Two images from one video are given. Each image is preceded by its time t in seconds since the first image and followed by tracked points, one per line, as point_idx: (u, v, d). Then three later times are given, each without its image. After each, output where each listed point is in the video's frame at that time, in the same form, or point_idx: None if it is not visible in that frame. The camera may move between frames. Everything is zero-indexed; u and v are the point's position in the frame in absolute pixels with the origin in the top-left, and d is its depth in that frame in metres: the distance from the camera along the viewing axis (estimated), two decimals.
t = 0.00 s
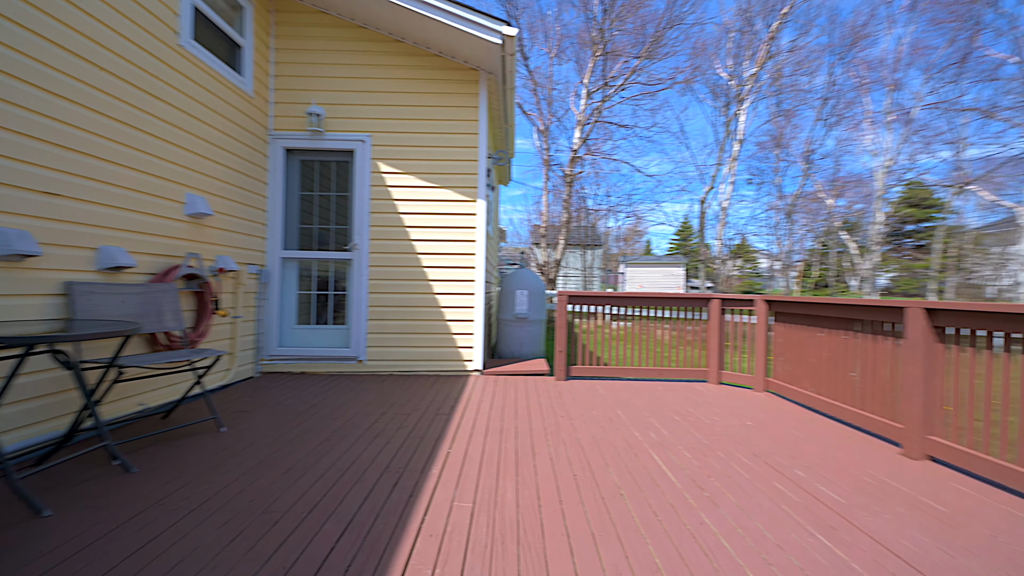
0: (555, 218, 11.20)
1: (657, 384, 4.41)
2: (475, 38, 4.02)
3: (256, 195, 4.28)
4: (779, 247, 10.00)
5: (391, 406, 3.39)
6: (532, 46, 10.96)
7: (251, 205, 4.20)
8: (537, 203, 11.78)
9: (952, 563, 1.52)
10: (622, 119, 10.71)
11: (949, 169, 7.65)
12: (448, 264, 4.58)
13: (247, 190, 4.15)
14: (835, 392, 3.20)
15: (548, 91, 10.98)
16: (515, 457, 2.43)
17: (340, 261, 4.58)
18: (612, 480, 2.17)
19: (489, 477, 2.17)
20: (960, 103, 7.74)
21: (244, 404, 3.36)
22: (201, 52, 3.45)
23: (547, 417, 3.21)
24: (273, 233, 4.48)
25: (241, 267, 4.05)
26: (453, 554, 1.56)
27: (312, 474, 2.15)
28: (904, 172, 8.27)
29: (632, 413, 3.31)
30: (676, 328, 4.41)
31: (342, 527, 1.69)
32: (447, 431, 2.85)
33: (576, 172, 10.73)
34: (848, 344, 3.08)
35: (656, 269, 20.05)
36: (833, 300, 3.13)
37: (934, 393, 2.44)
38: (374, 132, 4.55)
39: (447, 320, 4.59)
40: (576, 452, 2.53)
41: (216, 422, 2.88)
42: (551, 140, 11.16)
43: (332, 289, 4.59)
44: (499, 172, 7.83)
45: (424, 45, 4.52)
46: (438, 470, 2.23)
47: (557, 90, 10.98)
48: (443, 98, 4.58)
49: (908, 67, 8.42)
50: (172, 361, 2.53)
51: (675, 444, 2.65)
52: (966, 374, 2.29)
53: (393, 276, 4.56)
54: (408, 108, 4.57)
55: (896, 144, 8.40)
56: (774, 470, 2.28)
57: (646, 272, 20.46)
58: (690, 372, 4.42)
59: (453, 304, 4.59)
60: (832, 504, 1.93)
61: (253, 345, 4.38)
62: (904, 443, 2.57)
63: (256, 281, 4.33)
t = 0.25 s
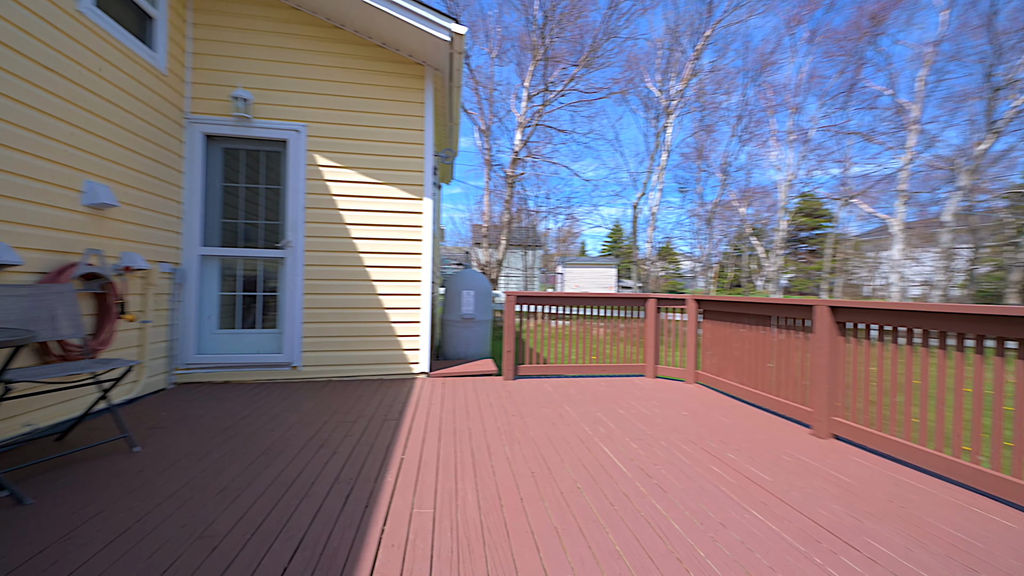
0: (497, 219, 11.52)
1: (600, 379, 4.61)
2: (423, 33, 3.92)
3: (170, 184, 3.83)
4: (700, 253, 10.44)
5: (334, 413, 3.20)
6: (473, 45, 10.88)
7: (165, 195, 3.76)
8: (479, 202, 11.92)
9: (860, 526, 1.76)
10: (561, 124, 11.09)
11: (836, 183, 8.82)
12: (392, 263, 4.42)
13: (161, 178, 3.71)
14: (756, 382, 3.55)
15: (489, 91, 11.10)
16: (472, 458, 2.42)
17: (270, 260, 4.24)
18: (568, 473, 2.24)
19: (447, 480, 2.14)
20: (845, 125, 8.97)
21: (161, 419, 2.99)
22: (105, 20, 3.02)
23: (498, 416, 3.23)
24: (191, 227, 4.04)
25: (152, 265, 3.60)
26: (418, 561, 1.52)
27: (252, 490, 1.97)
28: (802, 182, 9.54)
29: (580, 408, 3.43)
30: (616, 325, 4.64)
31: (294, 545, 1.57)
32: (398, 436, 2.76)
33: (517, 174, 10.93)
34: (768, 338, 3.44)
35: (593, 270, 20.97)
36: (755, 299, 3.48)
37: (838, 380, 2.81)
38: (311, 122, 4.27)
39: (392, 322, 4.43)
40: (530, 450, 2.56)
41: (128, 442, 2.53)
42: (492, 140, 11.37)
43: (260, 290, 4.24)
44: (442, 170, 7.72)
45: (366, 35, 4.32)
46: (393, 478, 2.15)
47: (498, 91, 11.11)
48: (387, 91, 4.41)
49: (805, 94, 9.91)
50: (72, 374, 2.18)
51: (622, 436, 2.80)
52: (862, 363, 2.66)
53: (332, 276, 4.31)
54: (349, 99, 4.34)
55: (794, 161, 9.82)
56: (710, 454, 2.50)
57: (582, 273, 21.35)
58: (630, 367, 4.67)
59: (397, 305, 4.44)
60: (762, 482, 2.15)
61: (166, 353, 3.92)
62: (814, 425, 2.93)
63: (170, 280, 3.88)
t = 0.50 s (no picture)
0: (439, 218, 11.17)
1: (548, 376, 4.73)
2: (370, 22, 3.77)
3: (66, 168, 3.31)
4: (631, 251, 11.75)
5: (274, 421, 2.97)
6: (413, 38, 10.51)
7: (59, 180, 3.24)
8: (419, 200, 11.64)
9: (789, 497, 2.00)
10: (503, 125, 11.02)
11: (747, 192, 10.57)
12: (334, 262, 4.19)
13: (55, 160, 3.19)
14: (691, 374, 3.86)
15: (430, 87, 10.87)
16: (432, 461, 2.38)
17: (190, 256, 3.80)
18: (530, 469, 2.29)
19: (410, 485, 2.08)
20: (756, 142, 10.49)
21: (60, 439, 2.58)
22: None
23: (453, 417, 3.20)
24: (92, 219, 3.51)
25: (43, 261, 3.08)
26: (391, 569, 1.47)
27: (190, 510, 1.78)
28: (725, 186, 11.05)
29: (533, 406, 3.50)
30: (564, 324, 4.77)
31: (251, 565, 1.45)
32: (350, 443, 2.63)
33: (459, 172, 10.63)
34: (701, 334, 3.75)
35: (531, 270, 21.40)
36: (690, 298, 3.78)
37: (761, 370, 3.14)
38: (241, 107, 3.91)
39: (334, 323, 4.20)
40: (491, 448, 2.57)
41: (21, 468, 2.15)
42: (433, 136, 11.08)
43: (179, 290, 3.79)
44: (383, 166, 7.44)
45: (305, 18, 4.05)
46: (351, 486, 2.06)
47: (439, 87, 10.93)
48: (328, 79, 4.17)
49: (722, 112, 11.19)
50: None
51: (577, 429, 2.91)
52: (782, 354, 3.00)
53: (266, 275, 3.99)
54: (285, 85, 4.04)
55: (713, 172, 11.18)
56: (658, 442, 2.68)
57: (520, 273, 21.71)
58: (576, 363, 4.84)
59: (340, 305, 4.21)
60: (706, 465, 2.35)
61: (58, 364, 3.37)
62: (742, 410, 3.25)
63: (65, 279, 3.35)
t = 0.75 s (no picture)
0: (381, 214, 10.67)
1: (502, 375, 4.77)
2: (318, 5, 3.56)
3: None
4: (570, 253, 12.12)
5: (213, 431, 2.72)
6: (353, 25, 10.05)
7: None
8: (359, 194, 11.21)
9: (734, 477, 2.20)
10: (448, 122, 10.80)
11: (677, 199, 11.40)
12: (276, 259, 3.91)
13: None
14: (639, 368, 4.08)
15: (371, 77, 10.48)
16: (395, 464, 2.31)
17: (101, 250, 3.33)
18: (497, 466, 2.30)
19: (375, 490, 2.02)
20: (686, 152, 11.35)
21: None
22: None
23: (411, 418, 3.13)
24: None
25: None
26: None
27: (125, 534, 1.59)
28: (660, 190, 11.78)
29: (493, 404, 3.52)
30: (517, 323, 4.83)
31: None
32: (303, 450, 2.48)
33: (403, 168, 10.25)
34: (648, 330, 3.99)
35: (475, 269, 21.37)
36: (638, 296, 4.00)
37: (702, 362, 3.41)
38: (165, 86, 3.53)
39: (275, 325, 3.89)
40: (455, 448, 2.55)
41: None
42: (375, 129, 10.68)
43: (87, 289, 3.30)
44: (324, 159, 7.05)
45: None
46: (311, 495, 1.95)
47: (382, 78, 10.60)
48: (268, 63, 3.88)
49: (656, 122, 11.96)
50: None
51: (537, 425, 2.97)
52: (721, 347, 3.27)
53: (195, 272, 3.62)
54: (218, 66, 3.71)
55: (649, 179, 11.93)
56: (615, 434, 2.81)
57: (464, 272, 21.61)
58: (528, 361, 4.92)
59: (282, 306, 3.93)
60: (660, 452, 2.51)
61: None
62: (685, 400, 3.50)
63: None
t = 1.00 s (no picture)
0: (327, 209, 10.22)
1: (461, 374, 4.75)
2: None
3: None
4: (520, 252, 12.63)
5: (151, 441, 2.49)
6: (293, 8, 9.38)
7: None
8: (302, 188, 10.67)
9: (690, 460, 2.37)
10: (399, 117, 10.50)
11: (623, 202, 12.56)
12: (216, 256, 3.61)
13: None
14: (596, 363, 4.25)
15: (315, 66, 9.94)
16: (361, 467, 2.25)
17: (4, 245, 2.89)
18: (467, 462, 2.31)
19: (343, 494, 1.95)
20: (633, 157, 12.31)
21: None
22: None
23: (372, 420, 3.04)
24: None
25: None
26: None
27: (61, 557, 1.43)
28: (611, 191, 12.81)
29: (455, 403, 3.51)
30: (476, 322, 4.85)
31: None
32: (258, 457, 2.34)
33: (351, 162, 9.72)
34: (605, 327, 4.15)
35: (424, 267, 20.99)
36: (596, 295, 4.14)
37: (655, 356, 3.61)
38: (88, 62, 3.16)
39: (217, 327, 3.60)
40: (422, 448, 2.52)
41: None
42: (320, 121, 10.15)
43: None
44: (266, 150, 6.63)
45: None
46: (273, 503, 1.85)
47: (328, 68, 10.17)
48: (209, 44, 3.59)
49: (605, 128, 12.67)
50: None
51: (502, 422, 3.01)
52: (673, 341, 3.48)
53: (124, 269, 3.27)
54: (152, 44, 3.38)
55: (598, 182, 12.91)
56: (577, 426, 2.92)
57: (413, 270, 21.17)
58: (487, 360, 4.94)
59: (223, 306, 3.63)
60: (621, 441, 2.64)
61: None
62: (640, 392, 3.69)
63: None
